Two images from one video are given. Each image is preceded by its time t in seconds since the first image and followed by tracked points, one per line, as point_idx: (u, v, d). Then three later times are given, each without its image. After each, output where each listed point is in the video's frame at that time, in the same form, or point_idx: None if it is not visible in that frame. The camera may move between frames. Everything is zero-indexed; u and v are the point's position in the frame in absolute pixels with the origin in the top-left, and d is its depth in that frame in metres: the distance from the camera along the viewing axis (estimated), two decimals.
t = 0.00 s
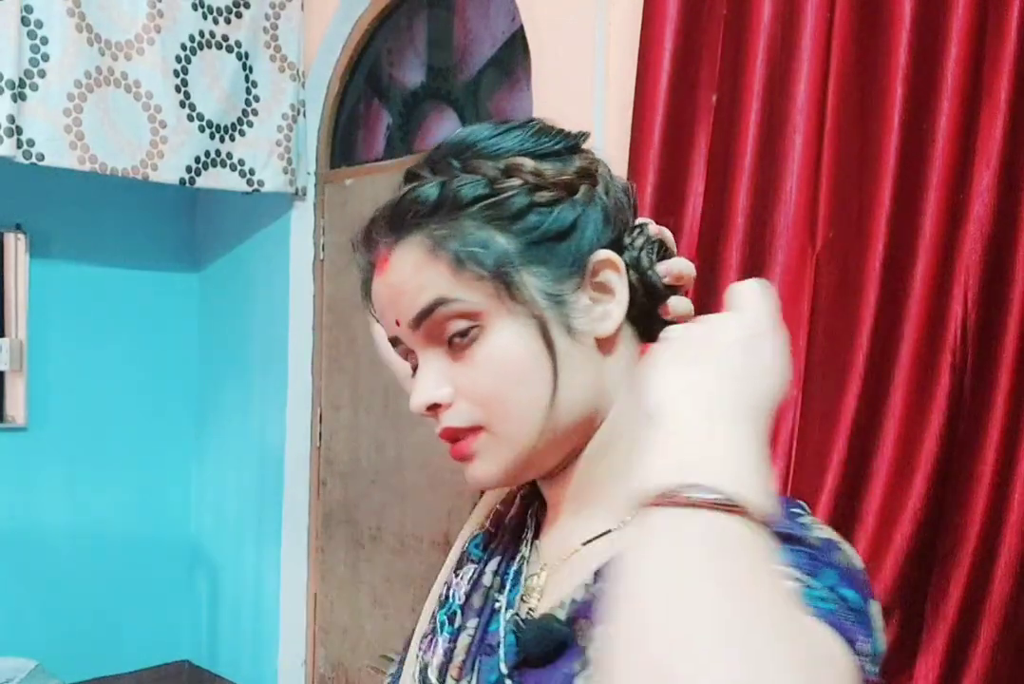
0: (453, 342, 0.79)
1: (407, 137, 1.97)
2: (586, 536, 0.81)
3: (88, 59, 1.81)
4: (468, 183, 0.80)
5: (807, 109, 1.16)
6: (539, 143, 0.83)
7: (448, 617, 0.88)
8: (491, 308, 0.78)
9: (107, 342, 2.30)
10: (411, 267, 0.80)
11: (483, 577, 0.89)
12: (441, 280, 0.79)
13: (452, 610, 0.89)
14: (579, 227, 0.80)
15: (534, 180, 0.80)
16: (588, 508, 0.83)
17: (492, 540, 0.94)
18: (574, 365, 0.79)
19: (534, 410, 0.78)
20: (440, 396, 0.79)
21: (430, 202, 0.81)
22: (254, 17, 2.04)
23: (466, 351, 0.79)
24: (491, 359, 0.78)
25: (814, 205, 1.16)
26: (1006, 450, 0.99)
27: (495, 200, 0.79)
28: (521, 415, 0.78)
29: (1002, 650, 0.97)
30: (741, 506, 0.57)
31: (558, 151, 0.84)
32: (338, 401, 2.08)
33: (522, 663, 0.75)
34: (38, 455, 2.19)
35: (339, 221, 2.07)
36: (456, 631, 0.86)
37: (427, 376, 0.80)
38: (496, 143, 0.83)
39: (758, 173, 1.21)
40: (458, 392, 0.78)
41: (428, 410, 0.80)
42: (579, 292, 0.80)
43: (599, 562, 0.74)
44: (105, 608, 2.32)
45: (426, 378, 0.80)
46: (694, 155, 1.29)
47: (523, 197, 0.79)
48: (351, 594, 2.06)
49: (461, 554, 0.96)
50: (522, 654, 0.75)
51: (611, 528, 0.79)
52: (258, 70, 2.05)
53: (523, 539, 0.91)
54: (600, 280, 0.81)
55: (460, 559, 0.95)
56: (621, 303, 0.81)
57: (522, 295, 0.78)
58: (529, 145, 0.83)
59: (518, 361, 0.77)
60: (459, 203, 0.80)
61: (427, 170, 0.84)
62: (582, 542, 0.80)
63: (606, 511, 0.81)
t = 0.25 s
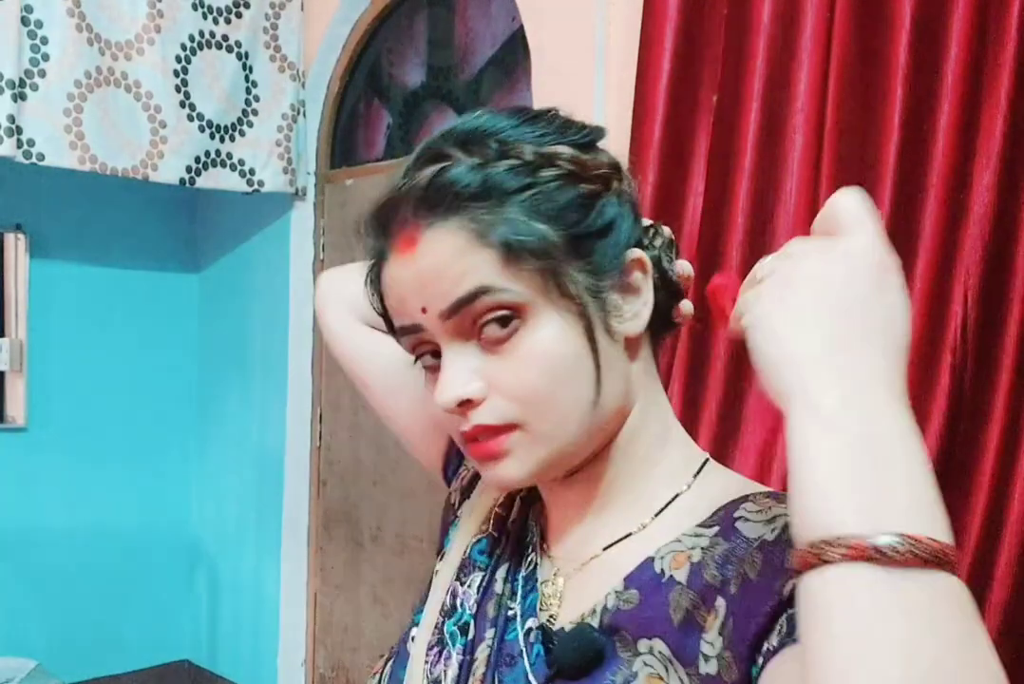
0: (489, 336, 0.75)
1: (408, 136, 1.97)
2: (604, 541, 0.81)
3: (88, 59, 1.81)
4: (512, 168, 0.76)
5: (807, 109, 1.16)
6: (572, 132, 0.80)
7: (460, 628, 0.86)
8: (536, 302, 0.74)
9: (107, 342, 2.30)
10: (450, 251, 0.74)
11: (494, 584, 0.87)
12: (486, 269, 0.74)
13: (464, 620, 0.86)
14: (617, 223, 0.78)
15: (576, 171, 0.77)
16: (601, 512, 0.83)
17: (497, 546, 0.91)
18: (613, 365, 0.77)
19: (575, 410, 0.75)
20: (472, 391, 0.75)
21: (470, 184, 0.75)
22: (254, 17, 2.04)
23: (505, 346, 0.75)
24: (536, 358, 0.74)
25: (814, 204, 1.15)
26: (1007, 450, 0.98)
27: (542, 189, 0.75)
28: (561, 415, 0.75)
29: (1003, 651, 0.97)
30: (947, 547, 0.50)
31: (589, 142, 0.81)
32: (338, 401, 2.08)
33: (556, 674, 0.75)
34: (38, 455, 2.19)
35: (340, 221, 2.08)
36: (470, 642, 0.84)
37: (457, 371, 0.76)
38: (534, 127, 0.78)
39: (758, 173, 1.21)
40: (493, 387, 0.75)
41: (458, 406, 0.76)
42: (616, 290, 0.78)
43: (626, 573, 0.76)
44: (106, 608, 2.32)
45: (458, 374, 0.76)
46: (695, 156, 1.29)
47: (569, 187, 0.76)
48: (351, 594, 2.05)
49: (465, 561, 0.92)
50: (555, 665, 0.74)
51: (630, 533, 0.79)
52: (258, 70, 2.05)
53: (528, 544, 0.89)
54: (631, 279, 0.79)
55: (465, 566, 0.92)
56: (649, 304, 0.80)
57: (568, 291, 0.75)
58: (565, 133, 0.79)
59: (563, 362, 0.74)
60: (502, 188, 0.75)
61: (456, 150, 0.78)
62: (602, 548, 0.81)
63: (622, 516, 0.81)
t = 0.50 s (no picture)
0: (515, 331, 0.75)
1: (408, 137, 1.97)
2: (604, 546, 0.83)
3: (88, 59, 1.81)
4: (545, 157, 0.76)
5: (808, 111, 1.16)
6: (597, 126, 0.81)
7: (458, 638, 0.86)
8: (567, 297, 0.75)
9: (107, 341, 2.30)
10: (482, 241, 0.74)
11: (491, 592, 0.88)
12: (517, 260, 0.74)
13: (462, 629, 0.87)
14: (640, 221, 0.79)
15: (604, 166, 0.77)
16: (600, 514, 0.85)
17: (495, 552, 0.91)
18: (634, 366, 0.78)
19: (600, 410, 0.75)
20: (496, 388, 0.75)
21: (501, 173, 0.75)
22: (254, 17, 2.04)
23: (530, 342, 0.75)
24: (565, 354, 0.74)
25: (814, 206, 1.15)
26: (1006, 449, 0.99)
27: (576, 180, 0.75)
28: (585, 415, 0.75)
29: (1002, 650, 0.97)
30: None
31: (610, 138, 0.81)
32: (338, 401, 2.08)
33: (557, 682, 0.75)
34: (38, 455, 2.19)
35: (340, 221, 2.08)
36: (469, 652, 0.85)
37: (480, 367, 0.75)
38: (565, 120, 0.79)
39: (758, 175, 1.21)
40: (516, 384, 0.75)
41: (479, 402, 0.75)
42: (637, 288, 0.78)
43: (628, 581, 0.77)
44: (106, 608, 2.32)
45: (482, 369, 0.75)
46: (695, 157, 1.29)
47: (599, 182, 0.76)
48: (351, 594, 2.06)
49: (462, 568, 0.92)
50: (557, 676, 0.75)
51: (629, 536, 0.82)
52: (258, 70, 2.05)
53: (525, 550, 0.90)
54: (650, 279, 0.80)
55: (461, 573, 0.92)
56: (664, 304, 0.81)
57: (596, 286, 0.75)
58: (590, 128, 0.80)
59: (591, 360, 0.75)
60: (536, 177, 0.75)
61: (484, 136, 0.77)
62: (602, 553, 0.83)
63: (622, 518, 0.83)
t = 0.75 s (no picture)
0: (504, 346, 0.76)
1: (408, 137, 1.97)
2: (594, 553, 0.83)
3: (88, 59, 1.81)
4: (527, 167, 0.75)
5: (807, 111, 1.16)
6: (575, 129, 0.80)
7: (445, 645, 0.88)
8: (555, 308, 0.75)
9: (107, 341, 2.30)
10: (467, 258, 0.73)
11: (478, 599, 0.89)
12: (502, 276, 0.73)
13: (449, 637, 0.88)
14: (624, 224, 0.78)
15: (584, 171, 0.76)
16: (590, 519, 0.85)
17: (482, 558, 0.93)
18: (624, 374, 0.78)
19: (592, 421, 0.76)
20: (488, 405, 0.75)
21: (482, 186, 0.74)
22: (254, 17, 2.04)
23: (520, 357, 0.75)
24: (555, 368, 0.74)
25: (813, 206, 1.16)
26: (1005, 451, 0.99)
27: (559, 189, 0.75)
28: (577, 428, 0.76)
29: (1003, 651, 0.97)
30: None
31: (588, 140, 0.81)
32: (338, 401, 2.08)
33: None
34: (38, 455, 2.19)
35: (340, 222, 2.08)
36: (454, 660, 0.86)
37: (471, 385, 0.76)
38: (543, 125, 0.78)
39: (757, 175, 1.21)
40: (508, 400, 0.76)
41: (472, 420, 0.76)
42: (625, 294, 0.78)
43: (623, 594, 0.77)
44: (106, 608, 2.32)
45: (474, 387, 0.76)
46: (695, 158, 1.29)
47: (581, 189, 0.75)
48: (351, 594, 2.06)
49: (449, 575, 0.94)
50: None
51: (620, 542, 0.82)
52: (258, 70, 2.05)
53: (513, 555, 0.91)
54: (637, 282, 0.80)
55: (449, 580, 0.93)
56: (650, 306, 0.81)
57: (584, 297, 0.75)
58: (569, 132, 0.79)
59: (582, 373, 0.75)
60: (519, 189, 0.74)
61: (461, 147, 0.76)
62: (593, 560, 0.83)
63: (611, 522, 0.84)
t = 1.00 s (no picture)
0: (512, 351, 0.76)
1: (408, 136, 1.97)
2: (601, 557, 0.84)
3: (88, 59, 1.81)
4: (535, 169, 0.75)
5: (807, 109, 1.16)
6: (579, 129, 0.80)
7: (453, 653, 0.87)
8: (563, 311, 0.75)
9: (107, 341, 2.30)
10: (475, 261, 0.73)
11: (486, 605, 0.88)
12: (511, 279, 0.73)
13: (456, 645, 0.87)
14: (632, 223, 0.78)
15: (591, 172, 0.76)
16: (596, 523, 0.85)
17: (487, 563, 0.92)
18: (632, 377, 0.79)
19: (599, 426, 0.76)
20: (496, 409, 0.75)
21: (490, 188, 0.74)
22: (254, 17, 2.04)
23: (528, 361, 0.75)
24: (563, 372, 0.75)
25: (813, 204, 1.16)
26: (1005, 449, 0.98)
27: (567, 191, 0.75)
28: (586, 433, 0.76)
29: (1003, 650, 0.97)
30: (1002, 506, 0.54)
31: (591, 139, 0.80)
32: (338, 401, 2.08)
33: None
34: (38, 455, 2.19)
35: (340, 222, 2.08)
36: (463, 667, 0.85)
37: (478, 390, 0.76)
38: (547, 125, 0.78)
39: (757, 174, 1.21)
40: (516, 405, 0.76)
41: (480, 426, 0.76)
42: (633, 296, 0.78)
43: (633, 600, 0.77)
44: (106, 608, 2.32)
45: (481, 392, 0.76)
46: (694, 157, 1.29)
47: (589, 190, 0.75)
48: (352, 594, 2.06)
49: (454, 580, 0.92)
50: None
51: (628, 546, 0.82)
52: (258, 70, 2.05)
53: (519, 560, 0.91)
54: (644, 283, 0.80)
55: (454, 585, 0.92)
56: (657, 307, 0.81)
57: (591, 300, 0.75)
58: (574, 132, 0.79)
59: (589, 376, 0.75)
60: (526, 191, 0.74)
61: (466, 145, 0.76)
62: (600, 565, 0.83)
63: (618, 526, 0.84)
